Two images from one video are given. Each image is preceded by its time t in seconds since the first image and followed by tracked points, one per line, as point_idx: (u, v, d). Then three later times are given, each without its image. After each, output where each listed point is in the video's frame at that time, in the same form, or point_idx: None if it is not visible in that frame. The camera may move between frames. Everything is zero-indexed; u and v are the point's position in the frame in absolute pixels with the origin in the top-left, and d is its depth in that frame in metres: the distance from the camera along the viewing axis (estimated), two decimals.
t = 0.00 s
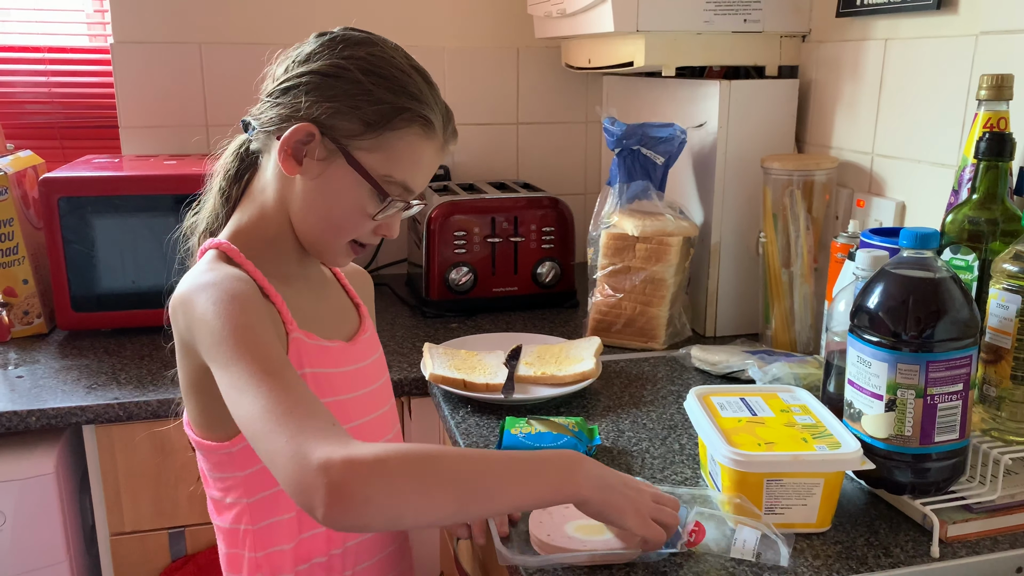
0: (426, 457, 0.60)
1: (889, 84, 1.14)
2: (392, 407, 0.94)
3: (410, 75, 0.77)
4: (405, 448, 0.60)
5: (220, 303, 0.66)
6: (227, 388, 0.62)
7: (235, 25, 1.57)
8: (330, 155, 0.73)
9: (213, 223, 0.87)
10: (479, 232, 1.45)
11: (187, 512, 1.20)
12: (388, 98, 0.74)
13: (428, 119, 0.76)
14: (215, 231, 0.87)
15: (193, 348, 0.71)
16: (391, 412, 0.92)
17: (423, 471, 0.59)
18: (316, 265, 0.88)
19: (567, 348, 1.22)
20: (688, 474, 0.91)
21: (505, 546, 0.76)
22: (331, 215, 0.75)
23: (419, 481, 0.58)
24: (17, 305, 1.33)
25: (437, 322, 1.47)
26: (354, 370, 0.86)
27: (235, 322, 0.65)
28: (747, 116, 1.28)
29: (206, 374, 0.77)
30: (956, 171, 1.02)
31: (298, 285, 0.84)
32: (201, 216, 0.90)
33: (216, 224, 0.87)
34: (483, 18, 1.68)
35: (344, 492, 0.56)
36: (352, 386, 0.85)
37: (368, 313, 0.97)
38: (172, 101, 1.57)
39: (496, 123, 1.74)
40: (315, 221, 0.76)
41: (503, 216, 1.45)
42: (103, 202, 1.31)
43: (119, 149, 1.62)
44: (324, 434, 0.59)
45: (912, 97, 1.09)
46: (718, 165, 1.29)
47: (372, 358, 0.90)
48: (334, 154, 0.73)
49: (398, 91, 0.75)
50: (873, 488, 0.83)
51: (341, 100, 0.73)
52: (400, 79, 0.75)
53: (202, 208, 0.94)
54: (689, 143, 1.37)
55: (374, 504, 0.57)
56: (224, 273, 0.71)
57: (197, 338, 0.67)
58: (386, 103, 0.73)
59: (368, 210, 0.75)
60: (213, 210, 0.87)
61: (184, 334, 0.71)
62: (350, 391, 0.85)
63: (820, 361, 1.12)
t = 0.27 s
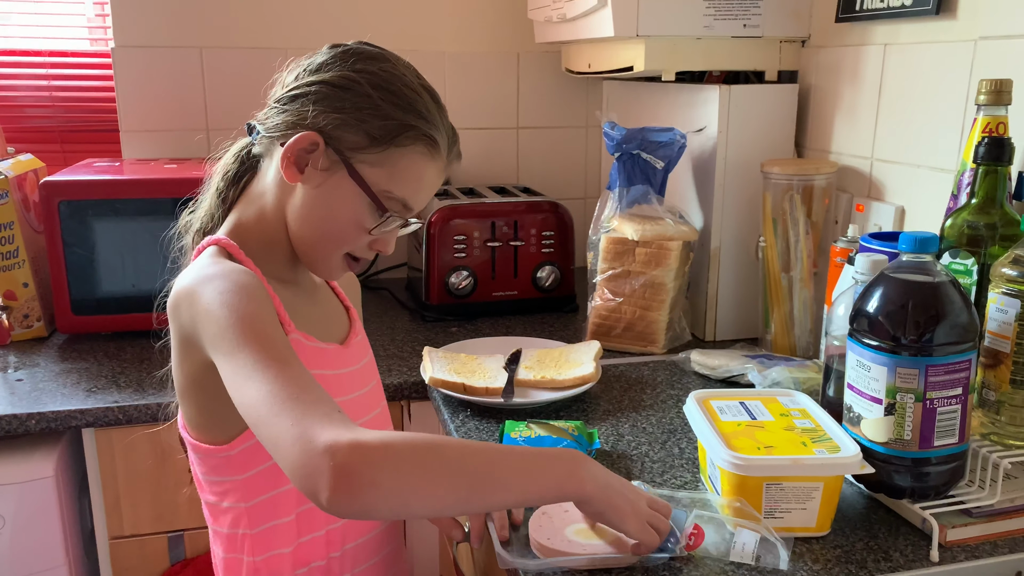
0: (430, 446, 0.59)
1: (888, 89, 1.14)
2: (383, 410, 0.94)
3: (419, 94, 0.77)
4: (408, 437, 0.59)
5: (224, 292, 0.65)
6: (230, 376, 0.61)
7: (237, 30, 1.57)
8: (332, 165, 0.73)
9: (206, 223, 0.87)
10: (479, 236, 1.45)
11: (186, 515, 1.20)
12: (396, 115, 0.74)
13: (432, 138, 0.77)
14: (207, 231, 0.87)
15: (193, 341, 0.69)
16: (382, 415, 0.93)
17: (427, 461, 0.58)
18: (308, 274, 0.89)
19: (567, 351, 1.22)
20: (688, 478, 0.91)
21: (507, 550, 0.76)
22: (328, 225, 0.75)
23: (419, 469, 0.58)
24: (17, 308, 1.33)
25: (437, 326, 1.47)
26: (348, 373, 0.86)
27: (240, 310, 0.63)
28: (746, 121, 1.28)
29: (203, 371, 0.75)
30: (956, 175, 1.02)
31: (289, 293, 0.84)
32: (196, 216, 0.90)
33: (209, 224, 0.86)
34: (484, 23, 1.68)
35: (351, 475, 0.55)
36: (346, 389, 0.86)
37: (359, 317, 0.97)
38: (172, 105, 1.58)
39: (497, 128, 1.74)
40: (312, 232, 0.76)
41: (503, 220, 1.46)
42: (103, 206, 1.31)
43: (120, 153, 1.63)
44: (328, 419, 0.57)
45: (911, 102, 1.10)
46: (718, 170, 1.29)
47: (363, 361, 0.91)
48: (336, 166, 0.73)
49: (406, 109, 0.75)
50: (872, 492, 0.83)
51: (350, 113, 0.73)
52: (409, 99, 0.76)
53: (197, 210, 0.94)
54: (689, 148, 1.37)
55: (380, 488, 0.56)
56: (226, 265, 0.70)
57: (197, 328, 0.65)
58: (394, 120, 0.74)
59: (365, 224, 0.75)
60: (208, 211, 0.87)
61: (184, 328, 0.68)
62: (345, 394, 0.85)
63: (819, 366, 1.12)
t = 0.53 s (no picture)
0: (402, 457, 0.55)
1: (887, 100, 1.15)
2: (381, 417, 0.94)
3: (411, 103, 0.77)
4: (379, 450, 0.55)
5: (212, 307, 0.65)
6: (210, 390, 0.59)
7: (240, 39, 1.58)
8: (326, 176, 0.73)
9: (200, 231, 0.88)
10: (480, 244, 1.46)
11: (188, 523, 1.20)
12: (389, 125, 0.74)
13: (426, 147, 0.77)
14: (202, 238, 0.87)
15: (186, 359, 0.69)
16: (380, 420, 0.93)
17: (400, 473, 0.54)
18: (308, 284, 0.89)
19: (567, 360, 1.23)
20: (688, 486, 0.91)
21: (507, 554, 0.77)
22: (321, 235, 0.75)
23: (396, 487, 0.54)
24: (20, 315, 1.34)
25: (438, 334, 1.47)
26: (349, 379, 0.86)
27: (224, 324, 0.62)
28: (746, 130, 1.29)
29: (198, 386, 0.74)
30: (954, 185, 1.03)
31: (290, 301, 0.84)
32: (189, 223, 0.91)
33: (204, 231, 0.87)
34: (485, 33, 1.69)
35: (315, 495, 0.51)
36: (348, 395, 0.86)
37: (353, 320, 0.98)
38: (175, 114, 1.59)
39: (497, 136, 1.75)
40: (306, 243, 0.77)
41: (504, 228, 1.46)
42: (106, 214, 1.31)
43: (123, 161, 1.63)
44: (296, 435, 0.54)
45: (910, 113, 1.10)
46: (718, 179, 1.30)
47: (361, 365, 0.91)
48: (330, 176, 0.73)
49: (399, 119, 0.75)
50: (871, 500, 0.84)
51: (343, 124, 0.73)
52: (402, 108, 0.76)
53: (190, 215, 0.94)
54: (689, 158, 1.38)
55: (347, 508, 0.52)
56: (219, 283, 0.70)
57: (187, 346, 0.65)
58: (387, 130, 0.74)
59: (360, 233, 0.75)
60: (201, 219, 0.88)
61: (178, 344, 0.69)
62: (346, 400, 0.85)
63: (819, 374, 1.12)
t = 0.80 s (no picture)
0: (361, 495, 0.58)
1: (887, 104, 1.15)
2: (378, 421, 0.94)
3: (395, 100, 0.76)
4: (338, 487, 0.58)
5: (191, 332, 0.65)
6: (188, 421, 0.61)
7: (241, 44, 1.58)
8: (316, 180, 0.73)
9: (188, 241, 0.86)
10: (481, 249, 1.46)
11: (188, 527, 1.20)
12: (376, 128, 0.74)
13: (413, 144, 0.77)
14: (192, 248, 0.86)
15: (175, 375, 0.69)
16: (378, 424, 0.93)
17: (355, 513, 0.57)
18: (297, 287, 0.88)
19: (568, 364, 1.22)
20: (689, 491, 0.91)
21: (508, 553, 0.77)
22: (315, 238, 0.75)
23: (353, 524, 0.57)
24: (21, 319, 1.34)
25: (438, 338, 1.47)
26: (345, 383, 0.86)
27: (200, 354, 0.63)
28: (747, 135, 1.29)
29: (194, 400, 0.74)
30: (955, 189, 1.03)
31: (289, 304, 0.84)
32: (176, 232, 0.89)
33: (192, 241, 0.86)
34: (485, 38, 1.70)
35: (268, 537, 0.54)
36: (344, 399, 0.86)
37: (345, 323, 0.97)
38: (176, 118, 1.59)
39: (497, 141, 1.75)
40: (303, 247, 0.76)
41: (504, 233, 1.46)
42: (107, 218, 1.32)
43: (124, 165, 1.64)
44: (259, 470, 0.57)
45: (910, 118, 1.11)
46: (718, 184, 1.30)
47: (357, 368, 0.91)
48: (321, 180, 0.73)
49: (386, 118, 0.74)
50: (872, 504, 0.84)
51: (329, 130, 0.72)
52: (387, 107, 0.75)
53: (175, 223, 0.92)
54: (690, 162, 1.38)
55: (302, 546, 0.55)
56: (206, 298, 0.71)
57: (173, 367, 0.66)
58: (374, 133, 0.74)
59: (354, 234, 0.76)
60: (187, 229, 0.86)
61: (167, 361, 0.70)
62: (343, 403, 0.85)
63: (820, 379, 1.12)
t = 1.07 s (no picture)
0: (350, 504, 0.59)
1: (888, 107, 1.15)
2: (376, 421, 0.94)
3: (371, 89, 0.76)
4: (326, 496, 0.59)
5: (181, 344, 0.65)
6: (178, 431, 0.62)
7: (241, 47, 1.59)
8: (299, 176, 0.73)
9: (177, 248, 0.86)
10: (482, 251, 1.46)
11: (189, 530, 1.20)
12: (353, 118, 0.73)
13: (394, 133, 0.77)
14: (182, 254, 0.85)
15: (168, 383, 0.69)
16: (376, 425, 0.92)
17: (343, 521, 0.58)
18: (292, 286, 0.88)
19: (568, 367, 1.22)
20: (690, 494, 0.91)
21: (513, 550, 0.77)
22: (302, 237, 0.75)
23: (341, 533, 0.57)
24: (21, 322, 1.34)
25: (439, 341, 1.47)
26: (340, 382, 0.86)
27: (191, 368, 0.63)
28: (747, 138, 1.29)
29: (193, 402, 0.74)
30: (957, 191, 1.03)
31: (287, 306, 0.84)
32: (165, 240, 0.88)
33: (182, 248, 0.85)
34: (485, 41, 1.70)
35: (253, 549, 0.55)
36: (340, 398, 0.85)
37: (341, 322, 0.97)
38: (176, 121, 1.59)
39: (498, 144, 1.75)
40: (301, 249, 0.76)
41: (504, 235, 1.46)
42: (107, 220, 1.31)
43: (125, 168, 1.64)
44: (246, 481, 0.57)
45: (911, 120, 1.11)
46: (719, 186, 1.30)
47: (353, 367, 0.91)
48: (304, 176, 0.73)
49: (364, 108, 0.74)
50: (874, 506, 0.84)
51: (307, 122, 0.72)
52: (364, 97, 0.75)
53: (163, 231, 0.92)
54: (690, 164, 1.38)
55: (288, 559, 0.56)
56: (199, 304, 0.71)
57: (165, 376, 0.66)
58: (351, 122, 0.73)
59: (342, 228, 0.76)
60: (176, 235, 0.85)
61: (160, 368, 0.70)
62: (339, 403, 0.85)
63: (821, 381, 1.12)
